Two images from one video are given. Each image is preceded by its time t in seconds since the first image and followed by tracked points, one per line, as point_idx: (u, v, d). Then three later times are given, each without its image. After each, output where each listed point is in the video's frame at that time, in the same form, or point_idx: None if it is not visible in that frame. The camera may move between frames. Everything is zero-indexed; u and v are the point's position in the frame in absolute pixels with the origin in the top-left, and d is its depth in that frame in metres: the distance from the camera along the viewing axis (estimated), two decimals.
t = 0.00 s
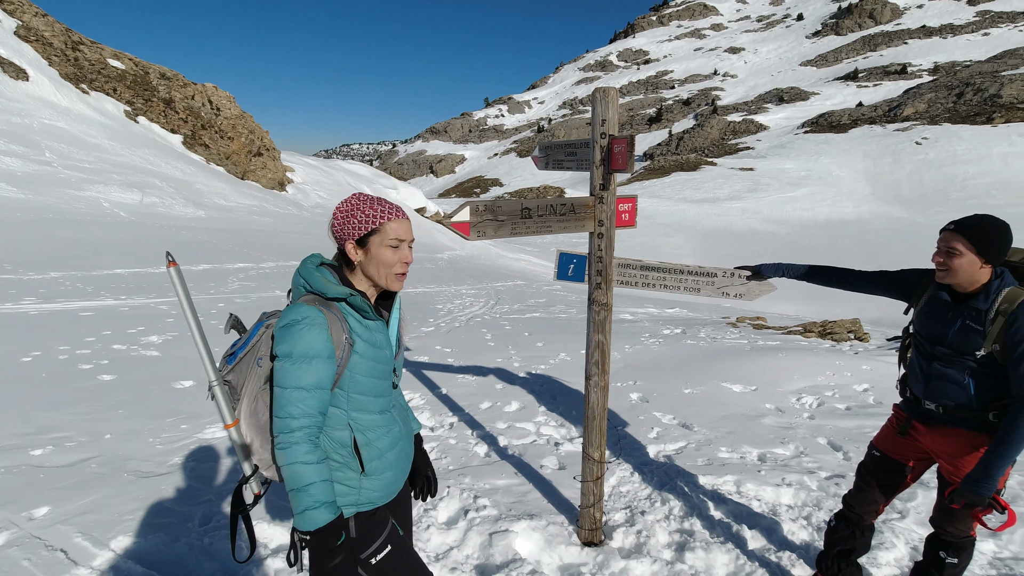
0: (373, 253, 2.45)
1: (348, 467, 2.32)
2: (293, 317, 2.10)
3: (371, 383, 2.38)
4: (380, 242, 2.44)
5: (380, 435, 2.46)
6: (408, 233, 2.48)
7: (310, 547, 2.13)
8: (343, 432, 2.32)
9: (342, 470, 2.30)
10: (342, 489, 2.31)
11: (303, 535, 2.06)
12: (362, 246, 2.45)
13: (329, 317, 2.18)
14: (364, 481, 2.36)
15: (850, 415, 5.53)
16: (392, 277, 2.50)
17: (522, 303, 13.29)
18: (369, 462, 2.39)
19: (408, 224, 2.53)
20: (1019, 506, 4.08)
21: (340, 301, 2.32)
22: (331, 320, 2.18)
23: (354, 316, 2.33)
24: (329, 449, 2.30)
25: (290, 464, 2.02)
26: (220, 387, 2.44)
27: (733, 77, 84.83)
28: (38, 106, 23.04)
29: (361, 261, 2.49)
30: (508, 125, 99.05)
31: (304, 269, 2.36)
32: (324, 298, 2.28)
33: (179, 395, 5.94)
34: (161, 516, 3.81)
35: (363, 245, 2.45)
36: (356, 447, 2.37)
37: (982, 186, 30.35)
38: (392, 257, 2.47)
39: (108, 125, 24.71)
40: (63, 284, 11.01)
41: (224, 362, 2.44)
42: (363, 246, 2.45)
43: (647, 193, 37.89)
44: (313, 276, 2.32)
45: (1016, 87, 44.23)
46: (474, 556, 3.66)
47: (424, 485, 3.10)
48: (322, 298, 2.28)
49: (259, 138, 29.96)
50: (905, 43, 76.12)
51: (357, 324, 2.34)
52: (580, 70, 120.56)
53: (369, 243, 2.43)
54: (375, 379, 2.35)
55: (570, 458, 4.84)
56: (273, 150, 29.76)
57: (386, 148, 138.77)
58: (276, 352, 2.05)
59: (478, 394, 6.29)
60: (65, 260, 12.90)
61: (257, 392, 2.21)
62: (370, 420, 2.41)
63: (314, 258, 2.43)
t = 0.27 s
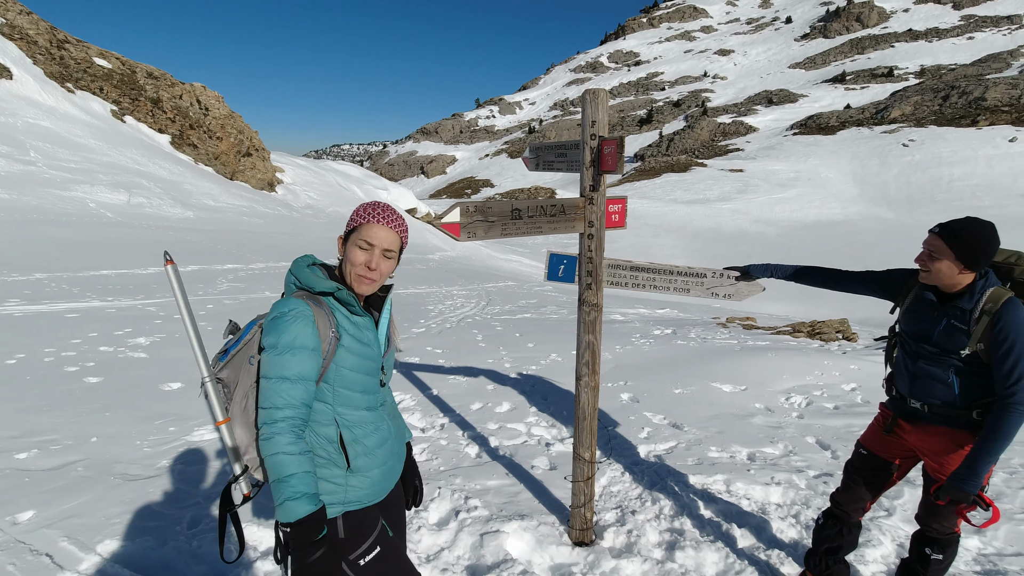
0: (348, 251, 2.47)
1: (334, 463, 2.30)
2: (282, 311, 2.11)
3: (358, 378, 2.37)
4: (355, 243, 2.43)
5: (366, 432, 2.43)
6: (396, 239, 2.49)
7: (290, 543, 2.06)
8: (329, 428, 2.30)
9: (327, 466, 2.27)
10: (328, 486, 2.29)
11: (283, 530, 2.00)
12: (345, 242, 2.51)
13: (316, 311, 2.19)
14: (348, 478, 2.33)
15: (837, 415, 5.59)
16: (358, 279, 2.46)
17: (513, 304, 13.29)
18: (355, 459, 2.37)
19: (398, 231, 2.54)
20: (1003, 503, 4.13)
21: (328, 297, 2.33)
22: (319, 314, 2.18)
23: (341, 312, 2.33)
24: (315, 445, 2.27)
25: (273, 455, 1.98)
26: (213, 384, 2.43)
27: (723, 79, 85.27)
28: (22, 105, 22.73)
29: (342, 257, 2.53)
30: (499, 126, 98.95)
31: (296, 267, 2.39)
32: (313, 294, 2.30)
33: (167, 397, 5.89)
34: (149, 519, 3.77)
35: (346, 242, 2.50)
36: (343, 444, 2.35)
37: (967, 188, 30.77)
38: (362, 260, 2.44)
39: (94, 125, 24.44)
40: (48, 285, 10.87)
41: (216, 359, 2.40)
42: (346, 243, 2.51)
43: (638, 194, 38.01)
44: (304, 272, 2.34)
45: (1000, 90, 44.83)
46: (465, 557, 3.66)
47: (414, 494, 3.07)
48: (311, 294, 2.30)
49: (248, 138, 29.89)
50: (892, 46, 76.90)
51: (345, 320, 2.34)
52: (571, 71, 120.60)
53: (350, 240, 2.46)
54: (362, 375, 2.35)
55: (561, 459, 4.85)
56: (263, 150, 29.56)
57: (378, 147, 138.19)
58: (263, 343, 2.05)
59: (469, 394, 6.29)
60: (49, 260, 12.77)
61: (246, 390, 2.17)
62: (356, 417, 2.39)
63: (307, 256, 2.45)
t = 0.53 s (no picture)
0: (344, 253, 2.47)
1: (322, 462, 2.28)
2: (276, 309, 2.12)
3: (350, 377, 2.36)
4: (352, 245, 2.44)
5: (356, 431, 2.41)
6: (393, 244, 2.49)
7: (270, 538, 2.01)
8: (319, 426, 2.28)
9: (315, 464, 2.26)
10: (315, 485, 2.27)
11: (265, 527, 1.97)
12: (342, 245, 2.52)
13: (310, 309, 2.19)
14: (335, 477, 2.31)
15: (824, 414, 5.64)
16: (352, 281, 2.45)
17: (503, 306, 13.28)
18: (343, 458, 2.35)
19: (396, 237, 2.53)
20: (986, 500, 4.19)
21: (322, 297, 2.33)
22: (313, 313, 2.18)
23: (335, 311, 2.33)
24: (303, 442, 2.26)
25: (259, 449, 1.98)
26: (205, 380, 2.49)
27: (712, 82, 85.84)
28: (4, 105, 22.43)
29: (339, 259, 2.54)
30: (490, 127, 98.83)
31: (293, 265, 2.42)
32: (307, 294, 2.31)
33: (154, 401, 5.83)
34: (135, 525, 3.73)
35: (344, 244, 2.51)
36: (332, 442, 2.33)
37: (951, 190, 31.21)
38: (358, 262, 2.43)
39: (78, 125, 24.18)
40: (30, 288, 10.71)
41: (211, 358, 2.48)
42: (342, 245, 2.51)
43: (628, 195, 38.15)
44: (300, 271, 2.34)
45: (983, 93, 45.47)
46: (455, 559, 3.65)
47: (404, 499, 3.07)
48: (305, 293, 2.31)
49: (235, 138, 29.62)
50: (877, 49, 77.75)
51: (339, 318, 2.34)
52: (561, 72, 120.70)
53: (347, 242, 2.47)
54: (353, 374, 2.33)
55: (551, 460, 4.86)
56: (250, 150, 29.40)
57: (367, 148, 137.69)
58: (255, 339, 2.05)
59: (459, 396, 6.28)
60: (31, 263, 12.58)
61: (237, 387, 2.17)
62: (346, 415, 2.37)
63: (305, 256, 2.47)
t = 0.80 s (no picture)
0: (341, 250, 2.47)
1: (315, 460, 2.27)
2: (271, 307, 2.10)
3: (344, 376, 2.35)
4: (348, 242, 2.43)
5: (350, 429, 2.41)
6: (391, 243, 2.48)
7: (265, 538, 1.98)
8: (312, 425, 2.27)
9: (309, 462, 2.25)
10: (307, 484, 2.26)
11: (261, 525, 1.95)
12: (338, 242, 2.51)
13: (307, 307, 2.18)
14: (329, 475, 2.30)
15: (815, 414, 5.68)
16: (349, 278, 2.44)
17: (495, 307, 13.27)
18: (336, 456, 2.34)
19: (392, 235, 2.52)
20: (973, 498, 4.24)
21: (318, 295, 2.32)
22: (309, 311, 2.17)
23: (331, 309, 2.31)
24: (297, 441, 2.24)
25: (255, 449, 1.97)
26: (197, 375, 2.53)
27: (703, 83, 86.22)
28: None
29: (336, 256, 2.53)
30: (482, 128, 98.67)
31: (289, 262, 2.40)
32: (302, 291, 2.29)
33: (143, 403, 5.77)
34: (123, 529, 3.69)
35: (340, 241, 2.50)
36: (325, 441, 2.32)
37: (938, 192, 31.56)
38: (354, 259, 2.42)
39: (66, 126, 23.98)
40: (16, 290, 10.60)
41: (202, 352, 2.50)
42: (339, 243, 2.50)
43: (620, 197, 38.26)
44: (296, 268, 2.34)
45: (969, 95, 45.96)
46: (447, 561, 3.63)
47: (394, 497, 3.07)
48: (301, 291, 2.29)
49: (225, 139, 29.42)
50: (866, 52, 78.39)
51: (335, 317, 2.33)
52: (552, 74, 120.70)
53: (344, 240, 2.46)
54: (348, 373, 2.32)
55: (543, 461, 4.86)
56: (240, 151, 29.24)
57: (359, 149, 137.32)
58: (250, 336, 2.03)
59: (451, 398, 6.27)
60: (15, 264, 12.41)
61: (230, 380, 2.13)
62: (340, 414, 2.37)
63: (301, 253, 2.46)
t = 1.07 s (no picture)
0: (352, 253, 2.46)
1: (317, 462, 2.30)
2: (286, 314, 2.09)
3: (351, 382, 2.38)
4: (359, 244, 2.43)
5: (352, 433, 2.46)
6: (400, 244, 2.48)
7: (291, 543, 2.13)
8: (315, 428, 2.28)
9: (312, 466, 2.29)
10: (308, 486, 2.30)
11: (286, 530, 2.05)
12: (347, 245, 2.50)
13: (322, 316, 2.19)
14: (329, 478, 2.35)
15: (808, 414, 5.71)
16: (361, 280, 2.45)
17: (489, 309, 13.27)
18: (337, 459, 2.38)
19: (400, 234, 2.52)
20: (965, 497, 4.27)
21: (331, 302, 2.32)
22: (324, 319, 2.19)
23: (344, 317, 2.34)
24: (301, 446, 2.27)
25: (275, 459, 2.02)
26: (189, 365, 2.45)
27: (696, 85, 86.57)
28: None
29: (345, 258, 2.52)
30: (475, 129, 98.43)
31: (300, 264, 2.37)
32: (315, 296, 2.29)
33: (135, 407, 5.73)
34: (114, 533, 3.66)
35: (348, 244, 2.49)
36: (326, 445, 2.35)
37: (928, 193, 31.80)
38: (365, 261, 2.43)
39: (55, 127, 23.80)
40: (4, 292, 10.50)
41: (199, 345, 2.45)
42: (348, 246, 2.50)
43: (614, 198, 38.34)
44: (307, 271, 2.33)
45: (958, 98, 46.34)
46: (443, 564, 3.62)
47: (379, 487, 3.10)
48: (313, 295, 2.28)
49: (218, 140, 29.29)
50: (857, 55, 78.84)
51: (346, 325, 2.35)
52: (545, 75, 120.76)
53: (352, 243, 2.45)
54: (356, 380, 2.36)
55: (538, 463, 4.85)
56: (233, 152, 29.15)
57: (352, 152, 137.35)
58: (264, 345, 2.03)
59: (445, 400, 6.26)
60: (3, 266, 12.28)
61: (227, 378, 2.25)
62: (342, 418, 2.41)
63: (308, 254, 2.44)
